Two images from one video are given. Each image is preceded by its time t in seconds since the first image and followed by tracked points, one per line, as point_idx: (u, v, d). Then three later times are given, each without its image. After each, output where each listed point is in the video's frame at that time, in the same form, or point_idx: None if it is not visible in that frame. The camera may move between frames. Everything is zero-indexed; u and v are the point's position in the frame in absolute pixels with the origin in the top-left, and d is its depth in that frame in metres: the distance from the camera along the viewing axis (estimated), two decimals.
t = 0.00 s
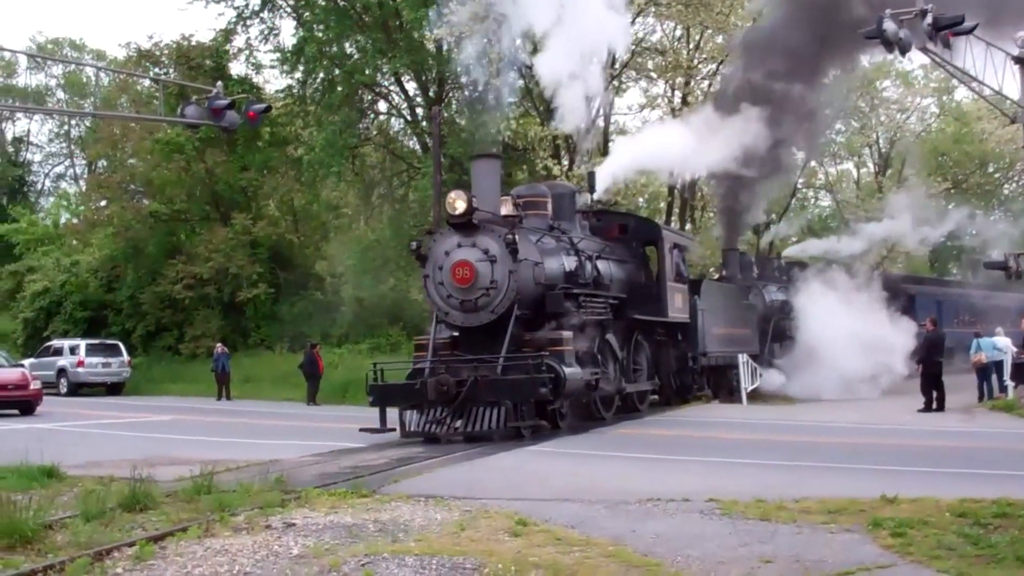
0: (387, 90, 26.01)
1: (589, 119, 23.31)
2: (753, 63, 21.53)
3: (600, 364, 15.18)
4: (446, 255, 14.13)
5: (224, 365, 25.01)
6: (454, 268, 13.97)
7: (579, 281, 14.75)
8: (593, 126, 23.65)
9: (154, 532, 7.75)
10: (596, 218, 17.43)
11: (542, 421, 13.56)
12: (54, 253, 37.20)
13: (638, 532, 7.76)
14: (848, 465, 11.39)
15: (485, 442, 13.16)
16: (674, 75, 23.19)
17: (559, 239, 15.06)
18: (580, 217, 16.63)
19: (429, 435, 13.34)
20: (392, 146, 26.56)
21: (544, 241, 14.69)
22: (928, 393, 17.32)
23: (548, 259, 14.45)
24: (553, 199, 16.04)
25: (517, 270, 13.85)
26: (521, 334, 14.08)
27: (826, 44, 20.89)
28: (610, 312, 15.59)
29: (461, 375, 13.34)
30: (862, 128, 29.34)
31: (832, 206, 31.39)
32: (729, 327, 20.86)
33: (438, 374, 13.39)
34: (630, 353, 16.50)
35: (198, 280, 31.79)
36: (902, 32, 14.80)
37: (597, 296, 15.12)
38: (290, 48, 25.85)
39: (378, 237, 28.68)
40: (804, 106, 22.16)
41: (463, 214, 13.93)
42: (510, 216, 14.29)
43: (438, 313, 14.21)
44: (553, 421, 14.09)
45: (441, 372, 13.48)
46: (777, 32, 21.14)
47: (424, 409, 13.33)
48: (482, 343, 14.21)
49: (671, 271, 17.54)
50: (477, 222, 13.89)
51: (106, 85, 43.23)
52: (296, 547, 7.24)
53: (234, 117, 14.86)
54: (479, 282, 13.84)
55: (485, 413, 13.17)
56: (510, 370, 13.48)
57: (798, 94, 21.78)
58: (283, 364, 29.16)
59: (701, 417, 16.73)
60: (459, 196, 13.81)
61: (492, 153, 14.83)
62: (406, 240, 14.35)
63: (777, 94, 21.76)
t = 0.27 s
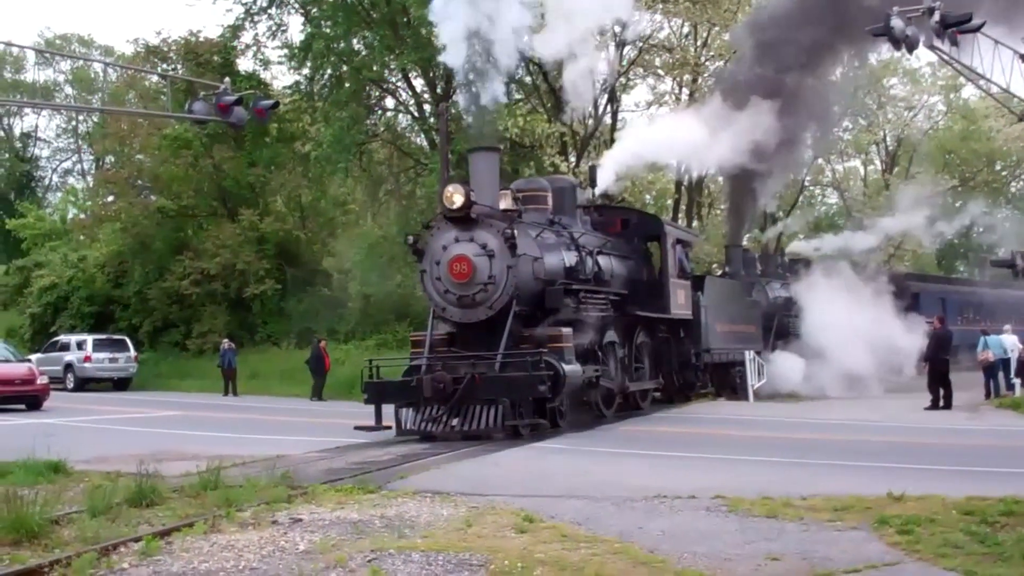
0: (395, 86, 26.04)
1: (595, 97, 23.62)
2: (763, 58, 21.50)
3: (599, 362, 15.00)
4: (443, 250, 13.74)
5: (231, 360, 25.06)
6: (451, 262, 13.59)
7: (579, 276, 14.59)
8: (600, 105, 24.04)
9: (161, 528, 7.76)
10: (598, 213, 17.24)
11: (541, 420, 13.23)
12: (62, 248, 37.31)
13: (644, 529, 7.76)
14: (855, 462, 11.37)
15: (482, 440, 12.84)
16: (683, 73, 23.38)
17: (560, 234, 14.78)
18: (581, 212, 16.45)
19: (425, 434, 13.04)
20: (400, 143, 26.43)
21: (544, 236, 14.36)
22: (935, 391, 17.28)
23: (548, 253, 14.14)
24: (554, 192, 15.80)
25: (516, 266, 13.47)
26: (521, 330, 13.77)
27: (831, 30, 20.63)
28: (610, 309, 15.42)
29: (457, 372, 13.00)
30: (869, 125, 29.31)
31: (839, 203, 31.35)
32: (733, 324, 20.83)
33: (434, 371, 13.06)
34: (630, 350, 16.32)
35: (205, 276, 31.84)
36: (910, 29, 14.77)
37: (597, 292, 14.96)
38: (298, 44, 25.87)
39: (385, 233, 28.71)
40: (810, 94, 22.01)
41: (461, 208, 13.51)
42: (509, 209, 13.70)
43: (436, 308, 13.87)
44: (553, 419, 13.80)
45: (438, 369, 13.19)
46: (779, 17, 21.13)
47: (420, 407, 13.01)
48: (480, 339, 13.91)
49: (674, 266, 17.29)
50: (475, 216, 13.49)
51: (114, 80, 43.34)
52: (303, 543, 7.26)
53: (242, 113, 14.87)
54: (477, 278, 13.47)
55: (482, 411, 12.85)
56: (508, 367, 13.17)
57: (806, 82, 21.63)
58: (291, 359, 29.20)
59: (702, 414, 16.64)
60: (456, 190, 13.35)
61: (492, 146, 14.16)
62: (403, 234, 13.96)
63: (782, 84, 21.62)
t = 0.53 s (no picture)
0: (402, 86, 26.05)
1: (602, 90, 23.92)
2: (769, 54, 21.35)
3: (600, 360, 14.89)
4: (441, 247, 13.66)
5: (239, 360, 25.08)
6: (448, 260, 13.50)
7: (579, 274, 14.50)
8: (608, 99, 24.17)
9: (169, 527, 7.78)
10: (600, 211, 17.19)
11: (539, 421, 13.11)
12: (70, 249, 37.41)
13: (652, 528, 7.76)
14: (862, 461, 11.35)
15: (480, 442, 12.73)
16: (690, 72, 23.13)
17: (559, 231, 14.71)
18: (582, 208, 16.35)
19: (422, 435, 12.96)
20: (407, 142, 26.53)
21: (544, 234, 14.29)
22: (943, 390, 17.24)
23: (548, 252, 14.08)
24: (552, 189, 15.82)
25: (515, 264, 13.39)
26: (520, 329, 13.66)
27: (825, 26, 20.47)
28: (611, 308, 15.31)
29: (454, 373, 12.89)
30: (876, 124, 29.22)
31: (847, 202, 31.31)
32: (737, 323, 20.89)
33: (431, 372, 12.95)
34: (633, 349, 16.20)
35: (213, 277, 31.89)
36: (916, 28, 14.76)
37: (598, 290, 14.82)
38: (305, 45, 25.91)
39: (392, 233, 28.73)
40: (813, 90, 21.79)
41: (458, 205, 13.42)
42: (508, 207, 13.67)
43: (432, 307, 13.76)
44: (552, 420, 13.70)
45: (435, 369, 13.08)
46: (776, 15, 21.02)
47: (417, 408, 12.93)
48: (479, 339, 13.81)
49: (677, 265, 17.18)
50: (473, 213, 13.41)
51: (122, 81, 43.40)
52: (312, 542, 7.28)
53: (249, 114, 14.90)
54: (473, 276, 13.37)
55: (479, 412, 12.74)
56: (506, 367, 13.07)
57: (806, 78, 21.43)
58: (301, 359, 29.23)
59: (704, 414, 16.60)
60: (453, 186, 13.30)
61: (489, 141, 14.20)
62: (399, 232, 13.87)
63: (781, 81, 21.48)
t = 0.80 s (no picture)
0: (411, 84, 26.04)
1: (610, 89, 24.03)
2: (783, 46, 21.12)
3: (603, 360, 14.68)
4: (439, 244, 13.48)
5: (249, 359, 25.13)
6: (446, 258, 13.31)
7: (581, 272, 14.28)
8: (616, 97, 24.25)
9: (178, 526, 7.79)
10: (603, 207, 17.00)
11: (539, 422, 12.89)
12: (80, 247, 37.52)
13: (661, 528, 7.75)
14: (872, 460, 11.32)
15: (478, 443, 12.52)
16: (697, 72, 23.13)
17: (561, 228, 14.50)
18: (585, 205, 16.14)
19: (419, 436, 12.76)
20: (416, 141, 26.55)
21: (544, 231, 14.08)
22: (953, 389, 17.19)
23: (549, 249, 13.87)
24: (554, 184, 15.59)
25: (514, 262, 13.20)
26: (519, 329, 13.48)
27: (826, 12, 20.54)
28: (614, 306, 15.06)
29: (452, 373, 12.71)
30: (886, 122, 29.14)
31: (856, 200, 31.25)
32: (743, 323, 20.79)
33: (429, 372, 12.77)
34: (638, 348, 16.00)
35: (222, 275, 31.98)
36: (927, 26, 14.71)
37: (601, 288, 14.60)
38: (315, 43, 25.94)
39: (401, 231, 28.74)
40: (815, 82, 21.71)
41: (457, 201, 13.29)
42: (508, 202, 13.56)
43: (430, 305, 13.58)
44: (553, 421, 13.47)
45: (433, 369, 12.88)
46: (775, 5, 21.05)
47: (415, 408, 12.75)
48: (478, 338, 13.63)
49: (682, 262, 16.96)
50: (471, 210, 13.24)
51: (132, 79, 43.53)
52: (320, 541, 7.28)
53: (258, 112, 14.91)
54: (472, 274, 13.19)
55: (477, 412, 12.54)
56: (506, 367, 12.86)
57: (810, 69, 21.30)
58: (309, 358, 29.24)
59: (709, 414, 16.41)
60: (452, 181, 13.20)
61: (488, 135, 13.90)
62: (397, 229, 13.71)
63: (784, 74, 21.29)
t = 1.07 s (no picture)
0: (419, 86, 26.02)
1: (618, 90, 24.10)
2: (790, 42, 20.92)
3: (604, 361, 14.54)
4: (435, 243, 13.27)
5: (256, 360, 25.16)
6: (443, 257, 13.11)
7: (581, 272, 14.12)
8: (625, 98, 24.30)
9: (186, 527, 7.82)
10: (604, 206, 16.86)
11: (537, 424, 12.74)
12: (89, 248, 37.62)
13: (668, 530, 7.75)
14: (879, 462, 11.32)
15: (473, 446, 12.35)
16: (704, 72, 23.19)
17: (561, 227, 14.34)
18: (586, 203, 16.01)
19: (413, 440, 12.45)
20: (424, 142, 26.58)
21: (544, 230, 13.91)
22: (961, 390, 17.16)
23: (548, 248, 13.69)
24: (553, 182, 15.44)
25: (513, 261, 13.02)
26: (518, 329, 13.31)
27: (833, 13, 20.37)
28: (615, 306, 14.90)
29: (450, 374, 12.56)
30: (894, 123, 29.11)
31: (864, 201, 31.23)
32: (747, 324, 20.74)
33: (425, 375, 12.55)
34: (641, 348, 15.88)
35: (230, 275, 32.04)
36: (935, 27, 14.71)
37: (602, 287, 14.46)
38: (324, 44, 25.92)
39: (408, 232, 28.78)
40: (824, 78, 21.52)
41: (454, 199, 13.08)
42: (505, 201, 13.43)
43: (427, 306, 13.37)
44: (552, 423, 13.32)
45: (429, 371, 12.70)
46: None
47: (410, 411, 12.50)
48: (475, 339, 13.45)
49: (684, 262, 16.85)
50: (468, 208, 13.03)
51: (142, 81, 43.66)
52: (328, 542, 7.30)
53: (267, 114, 14.92)
54: (470, 273, 12.99)
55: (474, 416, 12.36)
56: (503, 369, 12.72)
57: (819, 65, 21.19)
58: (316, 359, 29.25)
59: (712, 416, 16.33)
60: (449, 179, 12.99)
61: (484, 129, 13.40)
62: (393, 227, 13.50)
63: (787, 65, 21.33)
